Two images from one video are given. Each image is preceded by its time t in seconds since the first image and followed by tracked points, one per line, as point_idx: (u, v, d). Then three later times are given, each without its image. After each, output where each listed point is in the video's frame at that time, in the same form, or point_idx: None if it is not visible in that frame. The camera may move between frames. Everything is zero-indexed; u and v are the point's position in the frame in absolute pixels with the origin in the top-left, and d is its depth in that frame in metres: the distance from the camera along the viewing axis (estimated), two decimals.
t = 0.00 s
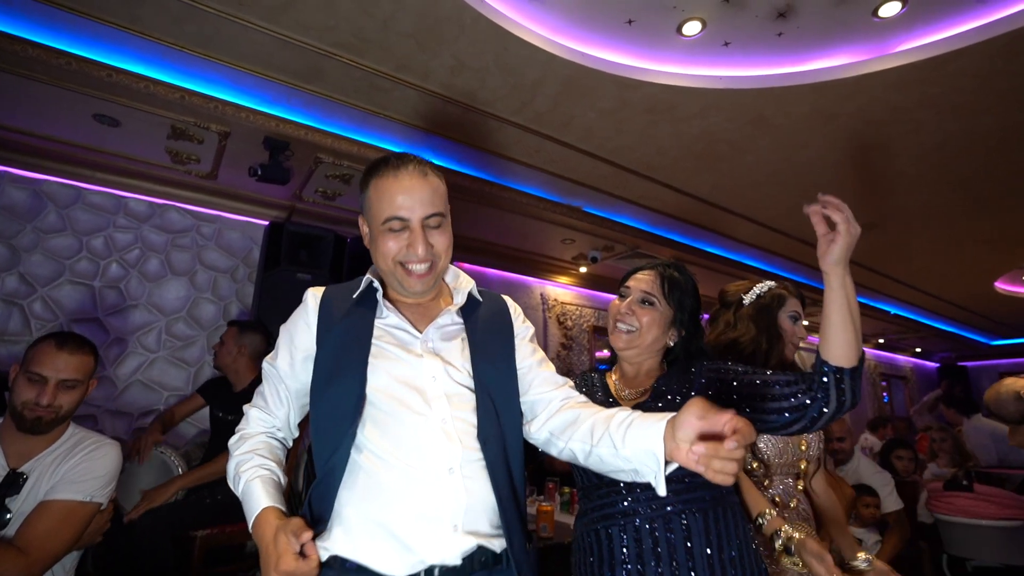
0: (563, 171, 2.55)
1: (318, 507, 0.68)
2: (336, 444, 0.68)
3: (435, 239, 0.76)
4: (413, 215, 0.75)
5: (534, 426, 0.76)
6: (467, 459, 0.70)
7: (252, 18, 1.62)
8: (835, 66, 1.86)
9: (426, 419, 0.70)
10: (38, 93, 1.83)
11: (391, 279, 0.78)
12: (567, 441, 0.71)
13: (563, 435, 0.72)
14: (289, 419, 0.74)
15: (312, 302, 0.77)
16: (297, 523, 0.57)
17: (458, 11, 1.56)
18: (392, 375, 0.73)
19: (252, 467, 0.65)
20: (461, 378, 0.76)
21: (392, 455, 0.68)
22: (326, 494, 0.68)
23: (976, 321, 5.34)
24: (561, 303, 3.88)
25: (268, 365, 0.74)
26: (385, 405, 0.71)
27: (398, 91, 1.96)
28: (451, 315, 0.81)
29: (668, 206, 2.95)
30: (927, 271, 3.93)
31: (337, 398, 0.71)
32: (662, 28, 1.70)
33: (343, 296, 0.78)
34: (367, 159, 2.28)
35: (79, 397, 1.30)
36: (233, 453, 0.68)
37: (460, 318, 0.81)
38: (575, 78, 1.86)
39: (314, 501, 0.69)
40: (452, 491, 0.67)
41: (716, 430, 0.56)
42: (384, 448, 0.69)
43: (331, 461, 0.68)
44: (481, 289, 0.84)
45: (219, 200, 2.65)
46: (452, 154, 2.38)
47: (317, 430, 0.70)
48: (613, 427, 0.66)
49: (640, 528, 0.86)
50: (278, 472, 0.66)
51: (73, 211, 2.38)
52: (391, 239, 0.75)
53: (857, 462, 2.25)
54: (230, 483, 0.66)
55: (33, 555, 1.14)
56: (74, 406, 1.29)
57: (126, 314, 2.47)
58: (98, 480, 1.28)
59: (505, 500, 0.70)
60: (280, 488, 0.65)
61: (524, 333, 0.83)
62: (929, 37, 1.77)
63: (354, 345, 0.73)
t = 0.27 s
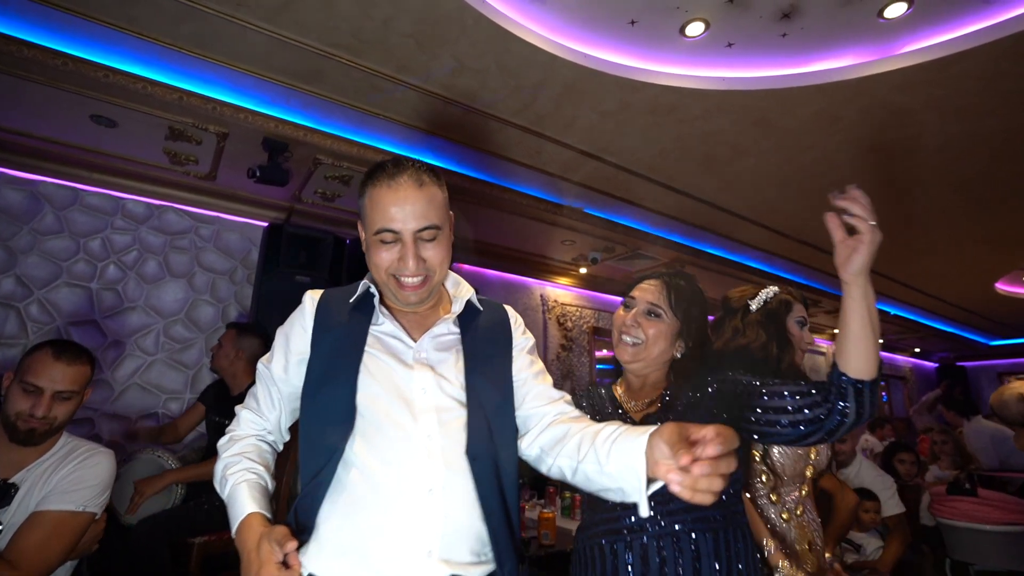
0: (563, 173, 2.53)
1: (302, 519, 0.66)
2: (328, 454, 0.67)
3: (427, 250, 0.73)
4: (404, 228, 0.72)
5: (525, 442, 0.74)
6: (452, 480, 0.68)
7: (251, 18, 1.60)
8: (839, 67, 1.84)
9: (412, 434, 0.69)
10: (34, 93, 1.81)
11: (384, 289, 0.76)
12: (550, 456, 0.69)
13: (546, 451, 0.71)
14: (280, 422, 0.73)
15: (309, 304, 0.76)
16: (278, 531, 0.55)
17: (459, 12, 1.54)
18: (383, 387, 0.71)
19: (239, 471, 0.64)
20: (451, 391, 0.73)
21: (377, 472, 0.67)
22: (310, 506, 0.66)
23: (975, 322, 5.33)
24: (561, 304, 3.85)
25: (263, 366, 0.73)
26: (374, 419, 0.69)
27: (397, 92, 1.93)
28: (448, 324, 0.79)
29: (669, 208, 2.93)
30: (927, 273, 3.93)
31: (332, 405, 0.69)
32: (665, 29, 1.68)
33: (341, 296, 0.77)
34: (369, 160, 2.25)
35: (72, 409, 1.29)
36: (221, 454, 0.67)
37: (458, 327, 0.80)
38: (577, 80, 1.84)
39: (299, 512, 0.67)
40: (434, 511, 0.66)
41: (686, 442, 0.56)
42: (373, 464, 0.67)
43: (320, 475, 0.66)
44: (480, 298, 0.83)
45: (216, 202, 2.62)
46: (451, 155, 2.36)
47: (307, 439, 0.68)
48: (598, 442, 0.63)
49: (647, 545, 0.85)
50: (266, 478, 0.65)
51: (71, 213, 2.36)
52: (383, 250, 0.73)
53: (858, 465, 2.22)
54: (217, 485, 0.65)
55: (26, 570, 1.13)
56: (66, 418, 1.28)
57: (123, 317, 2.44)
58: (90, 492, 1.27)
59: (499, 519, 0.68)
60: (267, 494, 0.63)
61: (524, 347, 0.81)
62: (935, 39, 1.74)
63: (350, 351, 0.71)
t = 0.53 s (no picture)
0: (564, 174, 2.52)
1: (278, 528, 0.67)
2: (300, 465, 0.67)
3: (419, 258, 0.72)
4: (396, 235, 0.71)
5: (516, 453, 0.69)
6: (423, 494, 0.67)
7: (249, 17, 1.58)
8: (843, 68, 1.82)
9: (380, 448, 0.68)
10: (32, 93, 1.79)
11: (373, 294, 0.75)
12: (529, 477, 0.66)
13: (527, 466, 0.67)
14: (269, 422, 0.73)
15: (304, 303, 0.79)
16: (253, 544, 0.55)
17: (460, 12, 1.52)
18: (356, 395, 0.71)
19: (219, 473, 0.62)
20: (426, 401, 0.72)
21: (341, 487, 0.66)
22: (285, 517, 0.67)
23: (975, 323, 5.32)
24: (561, 305, 3.83)
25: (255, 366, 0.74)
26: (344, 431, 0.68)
27: (397, 92, 1.92)
28: (437, 332, 0.78)
29: (669, 209, 2.92)
30: (928, 275, 3.91)
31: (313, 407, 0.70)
32: (667, 29, 1.66)
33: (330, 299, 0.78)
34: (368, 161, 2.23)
35: (65, 413, 1.30)
36: (202, 457, 0.66)
37: (447, 335, 0.79)
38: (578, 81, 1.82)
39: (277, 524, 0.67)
40: (398, 524, 0.66)
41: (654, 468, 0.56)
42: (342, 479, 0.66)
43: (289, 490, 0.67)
44: (474, 305, 0.82)
45: (214, 202, 2.61)
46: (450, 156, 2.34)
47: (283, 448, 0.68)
48: (572, 466, 0.61)
49: (655, 561, 0.84)
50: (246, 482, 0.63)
51: (68, 213, 2.34)
52: (375, 256, 0.72)
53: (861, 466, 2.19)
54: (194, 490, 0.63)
55: None
56: (58, 423, 1.28)
57: (121, 318, 2.42)
58: (88, 493, 1.26)
59: (486, 530, 0.67)
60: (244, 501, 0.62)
61: (521, 358, 0.77)
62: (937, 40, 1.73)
63: (330, 350, 0.73)
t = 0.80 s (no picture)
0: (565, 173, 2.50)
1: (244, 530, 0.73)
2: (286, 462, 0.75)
3: (406, 268, 0.83)
4: (387, 244, 0.81)
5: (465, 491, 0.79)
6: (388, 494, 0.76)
7: (249, 17, 1.56)
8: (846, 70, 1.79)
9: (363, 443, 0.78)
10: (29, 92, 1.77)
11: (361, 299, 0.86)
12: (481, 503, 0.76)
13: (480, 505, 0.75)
14: (250, 421, 0.80)
15: (294, 297, 0.89)
16: (213, 554, 0.61)
17: (461, 10, 1.50)
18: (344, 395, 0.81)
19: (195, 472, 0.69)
20: (399, 416, 0.82)
21: (313, 485, 0.74)
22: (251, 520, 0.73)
23: (976, 325, 5.29)
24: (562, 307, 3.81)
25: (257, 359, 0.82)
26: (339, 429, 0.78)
27: (397, 92, 1.89)
28: (418, 347, 0.90)
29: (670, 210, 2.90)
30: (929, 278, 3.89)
31: (297, 407, 0.78)
32: (670, 28, 1.61)
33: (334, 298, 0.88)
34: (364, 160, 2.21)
35: (55, 417, 1.46)
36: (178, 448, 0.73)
37: (431, 349, 0.91)
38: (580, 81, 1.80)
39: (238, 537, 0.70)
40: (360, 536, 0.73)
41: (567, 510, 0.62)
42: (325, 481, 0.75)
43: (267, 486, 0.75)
44: (462, 322, 0.95)
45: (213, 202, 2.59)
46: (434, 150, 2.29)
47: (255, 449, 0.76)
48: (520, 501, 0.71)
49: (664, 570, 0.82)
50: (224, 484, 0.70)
51: (65, 214, 2.32)
52: (364, 263, 0.82)
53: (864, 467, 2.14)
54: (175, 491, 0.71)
55: None
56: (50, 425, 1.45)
57: (117, 320, 2.40)
58: (89, 496, 1.39)
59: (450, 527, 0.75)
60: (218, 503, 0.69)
61: (504, 377, 0.89)
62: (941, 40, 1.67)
63: (315, 349, 0.84)
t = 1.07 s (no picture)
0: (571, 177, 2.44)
1: (212, 528, 0.97)
2: (284, 454, 0.94)
3: (398, 275, 0.99)
4: (381, 246, 0.95)
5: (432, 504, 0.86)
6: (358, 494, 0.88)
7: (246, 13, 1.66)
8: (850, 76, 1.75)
9: (338, 441, 0.92)
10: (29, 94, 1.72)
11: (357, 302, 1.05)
12: (444, 525, 0.82)
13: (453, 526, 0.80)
14: (235, 420, 1.08)
15: (283, 300, 1.17)
16: (181, 549, 0.89)
17: (461, 7, 1.43)
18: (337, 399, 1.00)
19: (180, 468, 0.99)
20: (386, 423, 0.95)
21: (292, 480, 0.92)
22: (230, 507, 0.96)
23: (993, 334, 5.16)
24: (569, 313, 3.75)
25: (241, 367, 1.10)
26: (325, 427, 0.94)
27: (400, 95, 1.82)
28: (417, 344, 1.12)
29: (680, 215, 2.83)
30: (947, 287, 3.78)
31: (275, 410, 1.01)
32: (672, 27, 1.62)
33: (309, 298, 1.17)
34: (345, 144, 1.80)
35: (47, 419, 1.72)
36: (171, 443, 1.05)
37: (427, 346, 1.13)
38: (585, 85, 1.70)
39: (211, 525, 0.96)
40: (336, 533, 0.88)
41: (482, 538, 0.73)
42: (302, 477, 0.91)
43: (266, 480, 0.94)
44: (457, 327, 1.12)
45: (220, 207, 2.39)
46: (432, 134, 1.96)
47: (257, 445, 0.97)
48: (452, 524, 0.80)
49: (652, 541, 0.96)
50: (202, 479, 0.99)
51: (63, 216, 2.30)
52: (359, 265, 0.97)
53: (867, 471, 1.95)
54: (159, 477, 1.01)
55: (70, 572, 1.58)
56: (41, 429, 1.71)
57: (114, 319, 2.54)
58: (91, 504, 1.68)
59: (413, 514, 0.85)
60: (195, 495, 0.97)
61: (491, 392, 1.00)
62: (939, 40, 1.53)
63: (299, 349, 1.09)
